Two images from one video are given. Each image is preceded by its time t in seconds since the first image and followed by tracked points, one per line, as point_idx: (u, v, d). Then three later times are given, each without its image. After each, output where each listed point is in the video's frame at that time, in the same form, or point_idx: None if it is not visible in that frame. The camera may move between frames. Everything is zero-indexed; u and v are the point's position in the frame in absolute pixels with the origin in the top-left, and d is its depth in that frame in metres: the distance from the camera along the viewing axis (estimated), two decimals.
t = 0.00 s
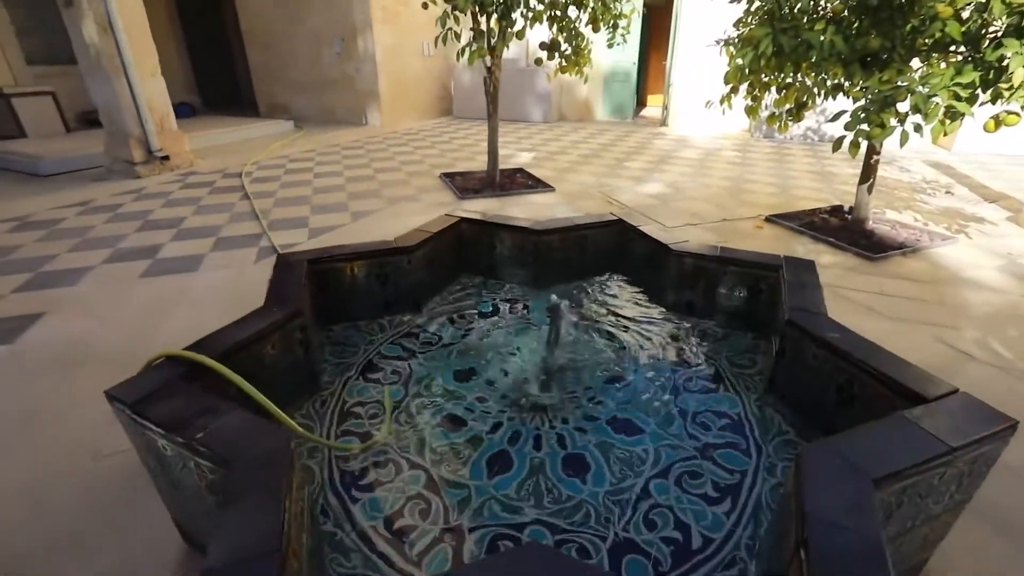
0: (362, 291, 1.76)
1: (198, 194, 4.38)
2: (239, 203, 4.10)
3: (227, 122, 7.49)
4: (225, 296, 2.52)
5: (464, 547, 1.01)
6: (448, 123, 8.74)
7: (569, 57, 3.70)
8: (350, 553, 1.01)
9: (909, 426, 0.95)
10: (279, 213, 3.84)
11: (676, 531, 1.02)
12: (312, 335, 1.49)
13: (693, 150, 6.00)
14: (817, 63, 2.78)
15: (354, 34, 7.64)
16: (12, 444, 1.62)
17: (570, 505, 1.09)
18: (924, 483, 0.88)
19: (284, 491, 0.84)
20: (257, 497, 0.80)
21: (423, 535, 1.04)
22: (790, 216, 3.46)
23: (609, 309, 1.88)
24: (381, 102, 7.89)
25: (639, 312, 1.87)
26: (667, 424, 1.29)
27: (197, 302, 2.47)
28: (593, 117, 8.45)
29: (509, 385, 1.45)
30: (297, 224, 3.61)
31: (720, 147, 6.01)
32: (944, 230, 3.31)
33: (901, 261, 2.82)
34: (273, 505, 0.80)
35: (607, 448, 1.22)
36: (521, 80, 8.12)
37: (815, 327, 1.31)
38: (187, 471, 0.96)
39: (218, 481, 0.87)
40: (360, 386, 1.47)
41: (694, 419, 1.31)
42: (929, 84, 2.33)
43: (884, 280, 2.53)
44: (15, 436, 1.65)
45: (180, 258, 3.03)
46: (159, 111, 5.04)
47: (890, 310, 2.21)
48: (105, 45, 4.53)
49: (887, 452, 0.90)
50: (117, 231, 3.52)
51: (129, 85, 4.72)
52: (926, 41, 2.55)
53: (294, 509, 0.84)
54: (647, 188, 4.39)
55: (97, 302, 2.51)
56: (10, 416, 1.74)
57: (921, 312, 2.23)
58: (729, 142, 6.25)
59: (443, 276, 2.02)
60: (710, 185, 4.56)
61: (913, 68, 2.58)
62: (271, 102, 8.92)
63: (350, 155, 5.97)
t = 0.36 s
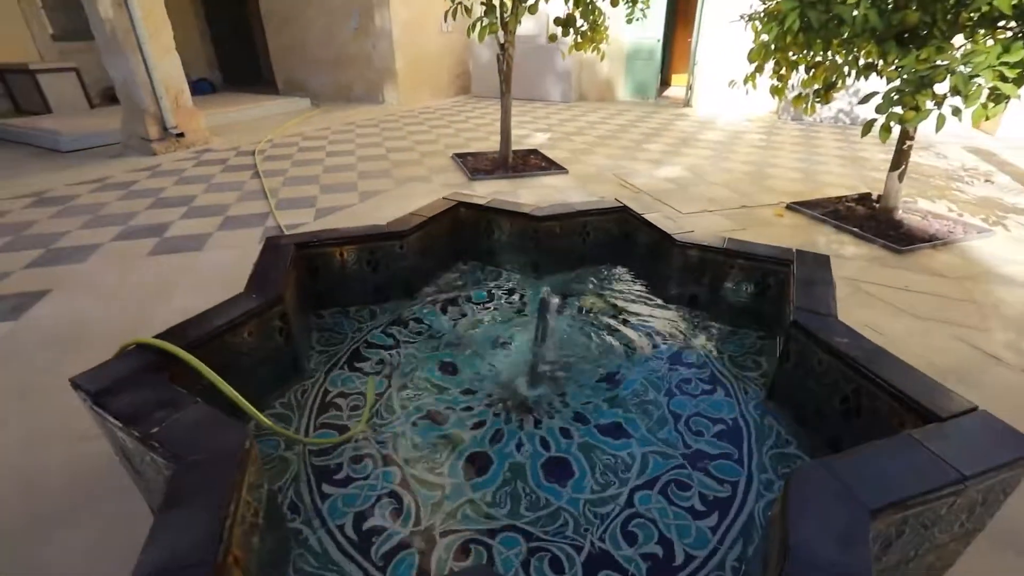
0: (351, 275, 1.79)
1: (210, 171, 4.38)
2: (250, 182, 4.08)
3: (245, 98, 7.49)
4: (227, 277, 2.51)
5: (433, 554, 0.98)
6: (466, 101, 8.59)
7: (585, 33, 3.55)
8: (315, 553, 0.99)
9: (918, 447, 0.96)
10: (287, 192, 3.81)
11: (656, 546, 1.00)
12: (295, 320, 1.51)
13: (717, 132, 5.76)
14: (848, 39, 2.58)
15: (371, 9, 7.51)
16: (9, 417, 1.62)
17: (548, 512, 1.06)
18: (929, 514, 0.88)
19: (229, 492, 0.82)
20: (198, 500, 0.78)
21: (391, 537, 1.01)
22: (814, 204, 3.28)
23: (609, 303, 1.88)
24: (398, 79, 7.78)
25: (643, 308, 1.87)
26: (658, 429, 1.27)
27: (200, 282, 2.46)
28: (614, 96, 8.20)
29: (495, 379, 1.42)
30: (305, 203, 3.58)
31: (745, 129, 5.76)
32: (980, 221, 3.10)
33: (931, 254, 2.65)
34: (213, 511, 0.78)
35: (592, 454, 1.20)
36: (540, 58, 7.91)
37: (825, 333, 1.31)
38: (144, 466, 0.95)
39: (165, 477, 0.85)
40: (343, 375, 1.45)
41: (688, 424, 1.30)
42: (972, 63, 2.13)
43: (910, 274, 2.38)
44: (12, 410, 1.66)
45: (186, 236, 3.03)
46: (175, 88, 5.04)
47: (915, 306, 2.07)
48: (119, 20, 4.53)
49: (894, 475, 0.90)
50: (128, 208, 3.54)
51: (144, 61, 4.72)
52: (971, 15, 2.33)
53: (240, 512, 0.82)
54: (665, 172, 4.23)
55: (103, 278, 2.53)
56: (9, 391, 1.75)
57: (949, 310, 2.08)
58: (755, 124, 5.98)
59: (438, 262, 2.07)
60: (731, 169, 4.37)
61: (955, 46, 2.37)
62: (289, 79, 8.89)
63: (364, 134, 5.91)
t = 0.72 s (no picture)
0: (347, 263, 1.99)
1: (232, 154, 4.42)
2: (269, 165, 4.10)
3: (271, 80, 7.54)
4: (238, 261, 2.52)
5: (402, 559, 1.07)
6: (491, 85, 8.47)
7: (608, 16, 3.40)
8: (285, 553, 1.08)
9: (928, 483, 0.94)
10: (303, 176, 3.81)
11: (635, 565, 1.08)
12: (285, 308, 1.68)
13: (748, 120, 5.52)
14: (889, 21, 2.37)
15: None
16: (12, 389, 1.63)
17: (529, 524, 1.15)
18: (933, 559, 0.86)
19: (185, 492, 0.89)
20: (153, 500, 0.85)
21: (363, 540, 1.10)
22: (845, 200, 3.10)
23: (615, 301, 2.02)
24: (422, 62, 7.70)
25: (658, 309, 1.99)
26: (651, 440, 1.38)
27: (212, 264, 2.47)
28: (643, 82, 7.94)
29: (484, 384, 1.55)
30: (320, 188, 3.57)
31: (779, 118, 5.50)
32: None
33: (970, 257, 2.47)
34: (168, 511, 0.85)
35: (581, 465, 1.30)
36: (567, 41, 7.70)
37: (835, 346, 1.34)
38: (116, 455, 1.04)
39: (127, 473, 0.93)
40: (333, 368, 1.61)
41: (682, 437, 1.40)
42: None
43: (946, 278, 2.22)
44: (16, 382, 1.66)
45: (201, 219, 3.06)
46: (199, 69, 5.09)
47: (946, 313, 1.92)
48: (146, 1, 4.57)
49: (891, 511, 0.89)
50: (150, 190, 3.61)
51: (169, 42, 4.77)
52: None
53: (195, 512, 0.89)
54: (688, 162, 4.08)
55: (118, 259, 2.57)
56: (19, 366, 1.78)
57: (985, 318, 1.92)
58: (790, 112, 5.70)
59: (438, 252, 2.24)
60: (760, 160, 4.17)
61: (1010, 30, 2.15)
62: (316, 62, 8.90)
63: (386, 117, 5.87)
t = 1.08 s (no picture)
0: (357, 247, 2.00)
1: (263, 135, 4.48)
2: (297, 147, 4.14)
3: (306, 63, 7.61)
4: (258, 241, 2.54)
5: (385, 557, 1.06)
6: (524, 71, 8.34)
7: None
8: (270, 539, 1.09)
9: (950, 521, 0.88)
10: (329, 159, 3.82)
11: None
12: (289, 292, 1.71)
13: (790, 111, 5.26)
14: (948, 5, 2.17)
15: None
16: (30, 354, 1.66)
17: (516, 528, 1.13)
18: None
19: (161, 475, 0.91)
20: (125, 484, 0.87)
21: (346, 534, 1.10)
22: (890, 198, 2.91)
23: (629, 297, 1.96)
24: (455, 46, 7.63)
25: (675, 308, 1.92)
26: (653, 448, 1.33)
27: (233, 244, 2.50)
28: (681, 70, 7.67)
29: (485, 377, 1.53)
30: (344, 171, 3.58)
31: (824, 110, 5.22)
32: None
33: None
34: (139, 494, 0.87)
35: (576, 470, 1.26)
36: (603, 26, 7.49)
37: (859, 359, 1.26)
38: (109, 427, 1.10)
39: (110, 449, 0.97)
40: (335, 355, 1.62)
41: (688, 447, 1.34)
42: None
43: (996, 286, 2.05)
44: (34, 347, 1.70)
45: (227, 199, 3.10)
46: (235, 51, 5.16)
47: (994, 324, 1.77)
48: None
49: (913, 551, 0.84)
50: (182, 169, 3.68)
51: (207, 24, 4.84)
52: None
53: (168, 498, 0.91)
54: (723, 154, 3.90)
55: (146, 235, 2.63)
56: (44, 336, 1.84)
57: None
58: (836, 104, 5.40)
59: (450, 240, 2.23)
60: (800, 153, 3.97)
61: None
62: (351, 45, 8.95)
63: (416, 102, 5.85)
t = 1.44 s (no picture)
0: (363, 232, 2.00)
1: (288, 118, 4.50)
2: (320, 130, 4.14)
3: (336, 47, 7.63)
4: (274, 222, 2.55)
5: (364, 553, 1.05)
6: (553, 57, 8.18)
7: None
8: (253, 525, 1.10)
9: (967, 557, 0.81)
10: (351, 142, 3.82)
11: None
12: (289, 276, 1.72)
13: (830, 101, 5.00)
14: None
15: None
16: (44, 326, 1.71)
17: (502, 529, 1.10)
18: None
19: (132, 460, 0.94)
20: (96, 467, 0.90)
21: (328, 525, 1.10)
22: (933, 196, 2.73)
23: (641, 293, 1.89)
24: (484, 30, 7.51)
25: (688, 305, 1.84)
26: (653, 454, 1.28)
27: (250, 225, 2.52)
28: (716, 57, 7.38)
29: (486, 372, 1.50)
30: (365, 155, 3.57)
31: (867, 100, 4.94)
32: None
33: None
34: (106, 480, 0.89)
35: (570, 474, 1.22)
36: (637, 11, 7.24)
37: (878, 371, 1.17)
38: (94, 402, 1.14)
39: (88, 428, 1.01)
40: (335, 342, 1.62)
41: (690, 455, 1.28)
42: None
43: None
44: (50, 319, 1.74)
45: (247, 180, 3.13)
46: (264, 33, 5.19)
47: None
48: None
49: None
50: (208, 149, 3.74)
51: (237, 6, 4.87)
52: None
53: (139, 484, 0.93)
54: (754, 146, 3.74)
55: (167, 214, 2.68)
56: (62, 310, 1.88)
57: None
58: (881, 95, 5.12)
59: (461, 227, 2.21)
60: (838, 146, 3.76)
61: None
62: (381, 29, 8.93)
63: (441, 87, 5.79)
